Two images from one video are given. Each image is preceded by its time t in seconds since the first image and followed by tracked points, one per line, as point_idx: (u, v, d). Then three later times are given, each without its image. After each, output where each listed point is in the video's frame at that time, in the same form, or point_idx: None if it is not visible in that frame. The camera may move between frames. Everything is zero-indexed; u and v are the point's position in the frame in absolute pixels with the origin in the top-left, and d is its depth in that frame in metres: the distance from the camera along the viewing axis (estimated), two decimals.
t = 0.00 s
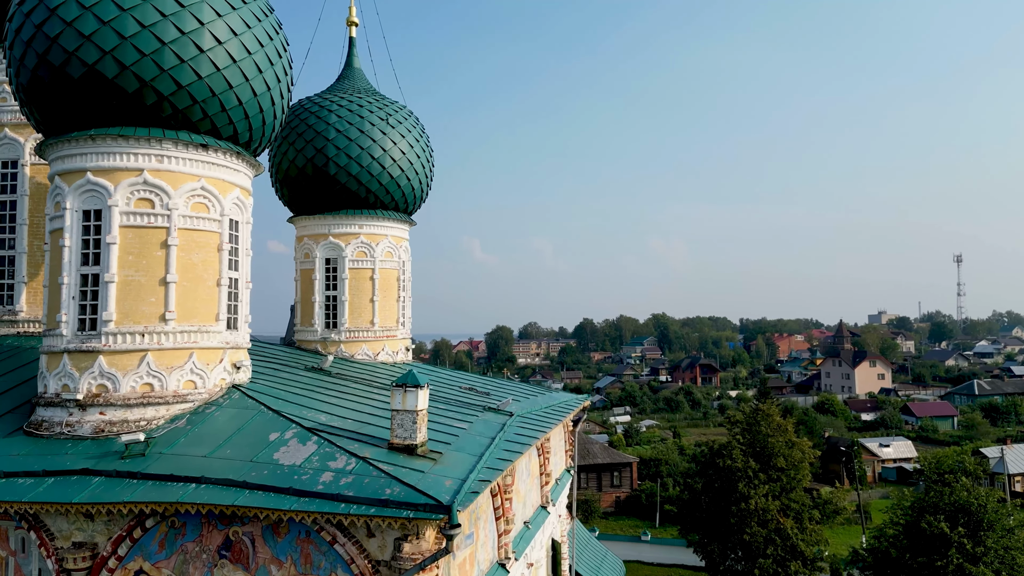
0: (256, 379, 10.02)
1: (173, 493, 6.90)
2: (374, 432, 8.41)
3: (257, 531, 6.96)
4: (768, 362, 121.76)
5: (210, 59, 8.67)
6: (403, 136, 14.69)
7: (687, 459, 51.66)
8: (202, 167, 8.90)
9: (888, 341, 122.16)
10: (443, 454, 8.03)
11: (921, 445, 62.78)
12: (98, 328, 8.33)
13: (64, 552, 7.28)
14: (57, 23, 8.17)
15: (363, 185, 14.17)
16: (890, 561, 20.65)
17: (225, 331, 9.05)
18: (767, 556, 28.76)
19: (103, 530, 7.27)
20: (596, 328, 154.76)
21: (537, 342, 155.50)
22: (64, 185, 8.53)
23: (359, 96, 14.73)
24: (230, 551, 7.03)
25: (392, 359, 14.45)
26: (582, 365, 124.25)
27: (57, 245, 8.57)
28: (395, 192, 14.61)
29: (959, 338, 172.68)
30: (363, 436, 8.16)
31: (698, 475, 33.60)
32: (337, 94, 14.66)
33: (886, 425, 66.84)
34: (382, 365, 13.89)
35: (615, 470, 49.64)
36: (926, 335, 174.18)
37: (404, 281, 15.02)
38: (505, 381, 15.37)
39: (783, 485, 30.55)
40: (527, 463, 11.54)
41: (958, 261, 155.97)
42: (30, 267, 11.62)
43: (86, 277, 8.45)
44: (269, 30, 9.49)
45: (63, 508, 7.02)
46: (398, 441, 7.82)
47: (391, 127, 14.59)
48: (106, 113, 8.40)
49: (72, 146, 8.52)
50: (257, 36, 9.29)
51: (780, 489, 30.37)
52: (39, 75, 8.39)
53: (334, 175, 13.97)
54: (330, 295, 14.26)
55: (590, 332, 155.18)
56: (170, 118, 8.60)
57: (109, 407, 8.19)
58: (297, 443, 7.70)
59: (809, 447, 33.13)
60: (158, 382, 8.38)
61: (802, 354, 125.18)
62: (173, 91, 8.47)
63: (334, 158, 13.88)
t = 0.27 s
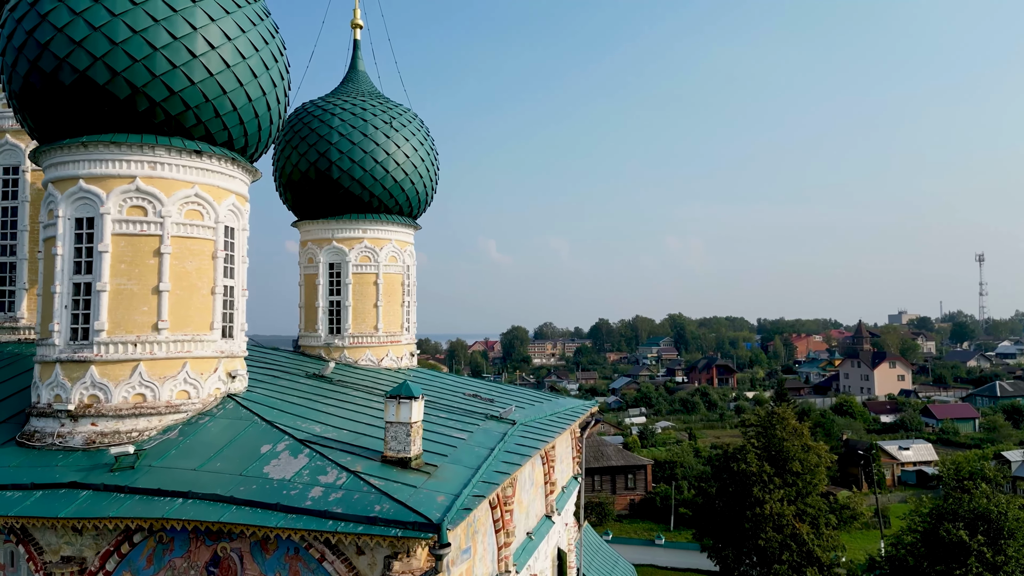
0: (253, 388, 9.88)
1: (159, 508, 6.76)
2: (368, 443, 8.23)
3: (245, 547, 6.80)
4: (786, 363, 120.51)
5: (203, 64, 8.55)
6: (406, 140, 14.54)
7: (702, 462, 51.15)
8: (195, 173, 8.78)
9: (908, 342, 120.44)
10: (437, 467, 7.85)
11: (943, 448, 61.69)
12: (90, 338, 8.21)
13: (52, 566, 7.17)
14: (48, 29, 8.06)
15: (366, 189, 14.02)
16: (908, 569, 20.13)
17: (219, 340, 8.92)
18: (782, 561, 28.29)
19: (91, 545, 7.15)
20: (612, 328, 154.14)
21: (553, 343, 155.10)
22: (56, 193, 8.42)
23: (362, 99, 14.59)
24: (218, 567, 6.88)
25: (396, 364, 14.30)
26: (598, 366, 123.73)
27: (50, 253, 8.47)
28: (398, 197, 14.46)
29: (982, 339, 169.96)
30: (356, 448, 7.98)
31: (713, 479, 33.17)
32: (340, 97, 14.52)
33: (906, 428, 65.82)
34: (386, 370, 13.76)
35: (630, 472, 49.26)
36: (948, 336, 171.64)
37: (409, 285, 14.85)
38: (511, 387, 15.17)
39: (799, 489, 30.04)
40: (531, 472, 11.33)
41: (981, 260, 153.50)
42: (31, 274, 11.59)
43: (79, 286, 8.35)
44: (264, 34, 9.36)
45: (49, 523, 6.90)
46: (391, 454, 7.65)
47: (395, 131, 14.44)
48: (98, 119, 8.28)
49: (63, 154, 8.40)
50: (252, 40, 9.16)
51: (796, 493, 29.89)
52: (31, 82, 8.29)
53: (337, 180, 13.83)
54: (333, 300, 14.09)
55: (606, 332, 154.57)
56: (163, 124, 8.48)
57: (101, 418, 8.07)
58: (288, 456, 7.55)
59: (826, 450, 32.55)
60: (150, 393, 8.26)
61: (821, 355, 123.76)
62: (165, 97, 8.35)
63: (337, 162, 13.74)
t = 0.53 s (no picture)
0: (250, 397, 9.74)
1: (145, 524, 6.62)
2: (361, 455, 8.06)
3: (233, 564, 6.61)
4: (804, 364, 119.25)
5: (195, 69, 8.42)
6: (410, 143, 14.36)
7: (718, 465, 50.61)
8: (189, 180, 8.65)
9: (929, 342, 118.76)
10: (431, 481, 7.65)
11: (964, 451, 60.64)
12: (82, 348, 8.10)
13: None
14: (39, 35, 7.95)
15: (370, 193, 13.86)
16: None
17: (214, 349, 8.78)
18: (798, 567, 27.82)
19: (78, 559, 7.01)
20: (627, 329, 153.49)
21: (569, 343, 154.69)
22: (48, 201, 8.31)
23: (366, 102, 14.44)
24: None
25: (400, 370, 14.16)
26: (614, 366, 123.19)
27: (42, 262, 8.37)
28: (402, 200, 14.28)
29: (1005, 339, 167.32)
30: (350, 461, 7.81)
31: (728, 483, 32.75)
32: (343, 100, 14.37)
33: (927, 430, 64.80)
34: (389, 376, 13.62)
35: (644, 475, 48.87)
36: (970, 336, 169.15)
37: (413, 290, 14.68)
38: (518, 393, 14.96)
39: (815, 494, 29.55)
40: (534, 481, 11.13)
41: (1003, 260, 151.11)
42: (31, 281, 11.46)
43: (71, 295, 8.24)
44: (259, 38, 9.22)
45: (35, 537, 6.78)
46: (384, 467, 7.47)
47: (399, 134, 14.27)
48: (89, 126, 8.18)
49: (55, 161, 8.29)
50: (246, 44, 9.02)
51: (812, 498, 29.40)
52: (22, 89, 8.19)
53: (340, 184, 13.67)
54: (337, 305, 13.97)
55: (622, 333, 153.93)
56: (155, 131, 8.37)
57: (92, 429, 7.97)
58: (278, 469, 7.39)
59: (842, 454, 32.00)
60: (142, 403, 8.14)
61: (840, 355, 122.36)
62: (157, 103, 8.23)
63: (339, 166, 13.58)
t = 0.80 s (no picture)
0: (246, 406, 9.60)
1: (129, 540, 6.48)
2: (355, 469, 7.88)
3: None
4: (822, 364, 117.95)
5: (187, 75, 8.28)
6: (414, 146, 14.18)
7: (734, 467, 50.05)
8: (182, 187, 8.52)
9: (951, 343, 117.06)
10: (424, 496, 7.46)
11: (986, 454, 59.57)
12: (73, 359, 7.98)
13: None
14: (28, 41, 7.84)
15: (373, 198, 13.70)
16: None
17: (208, 358, 8.64)
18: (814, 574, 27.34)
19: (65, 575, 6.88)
20: (643, 329, 152.72)
21: (585, 343, 154.17)
22: (40, 209, 8.20)
23: (369, 105, 14.28)
24: None
25: (404, 376, 14.01)
26: (630, 367, 122.55)
27: (34, 271, 8.26)
28: (406, 205, 14.11)
29: None
30: (342, 475, 7.63)
31: (742, 487, 32.29)
32: (346, 104, 14.22)
33: (948, 433, 63.75)
34: (393, 382, 13.47)
35: (659, 477, 48.43)
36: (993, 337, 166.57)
37: (417, 294, 14.51)
38: (524, 400, 14.75)
39: (831, 499, 29.03)
40: (537, 491, 10.91)
41: None
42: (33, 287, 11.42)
43: (62, 304, 8.13)
44: (253, 42, 9.08)
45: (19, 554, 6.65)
46: (376, 482, 7.28)
47: (402, 137, 14.09)
48: (80, 133, 8.06)
49: (46, 169, 8.18)
50: (240, 49, 8.87)
51: (828, 504, 28.88)
52: (13, 97, 8.09)
53: (343, 188, 13.52)
54: (340, 310, 13.84)
55: (638, 333, 153.15)
56: (147, 137, 8.24)
57: (82, 441, 7.85)
58: (268, 484, 7.23)
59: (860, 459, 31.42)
60: (134, 414, 8.01)
61: (859, 356, 120.92)
62: (148, 109, 8.10)
63: (342, 170, 13.43)
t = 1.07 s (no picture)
0: (242, 416, 9.46)
1: (112, 559, 6.33)
2: (347, 483, 7.70)
3: None
4: (840, 365, 116.66)
5: (177, 81, 8.13)
6: (418, 150, 14.00)
7: (750, 470, 49.48)
8: (174, 195, 8.39)
9: (972, 343, 115.40)
10: (416, 513, 7.26)
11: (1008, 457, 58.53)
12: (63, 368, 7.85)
13: None
14: (18, 48, 7.73)
15: (376, 202, 13.53)
16: None
17: (201, 368, 8.50)
18: None
19: None
20: (659, 329, 151.88)
21: (601, 344, 153.59)
22: (32, 217, 8.10)
23: (372, 108, 14.12)
24: None
25: (408, 382, 13.81)
26: (645, 368, 121.86)
27: (25, 280, 8.15)
28: (409, 209, 13.93)
29: None
30: (333, 490, 7.45)
31: (757, 492, 31.85)
32: (349, 107, 14.07)
33: (968, 435, 62.74)
34: (396, 389, 13.29)
35: (673, 480, 47.97)
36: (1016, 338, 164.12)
37: (421, 300, 14.32)
38: (530, 406, 14.53)
39: (848, 505, 28.51)
40: (540, 502, 10.69)
41: None
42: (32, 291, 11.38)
43: (53, 314, 8.02)
44: (246, 47, 8.93)
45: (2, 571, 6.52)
46: (367, 497, 7.09)
47: (405, 140, 13.90)
48: (71, 140, 7.95)
49: (37, 177, 8.07)
50: (233, 53, 8.71)
51: (845, 509, 28.36)
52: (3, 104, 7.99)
53: (346, 193, 13.37)
54: (343, 316, 13.67)
55: (654, 333, 152.35)
56: (138, 144, 8.11)
57: (72, 453, 7.72)
58: (257, 499, 7.07)
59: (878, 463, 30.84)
60: (124, 426, 7.88)
61: (878, 357, 119.48)
62: (138, 116, 7.96)
63: (345, 175, 13.28)
